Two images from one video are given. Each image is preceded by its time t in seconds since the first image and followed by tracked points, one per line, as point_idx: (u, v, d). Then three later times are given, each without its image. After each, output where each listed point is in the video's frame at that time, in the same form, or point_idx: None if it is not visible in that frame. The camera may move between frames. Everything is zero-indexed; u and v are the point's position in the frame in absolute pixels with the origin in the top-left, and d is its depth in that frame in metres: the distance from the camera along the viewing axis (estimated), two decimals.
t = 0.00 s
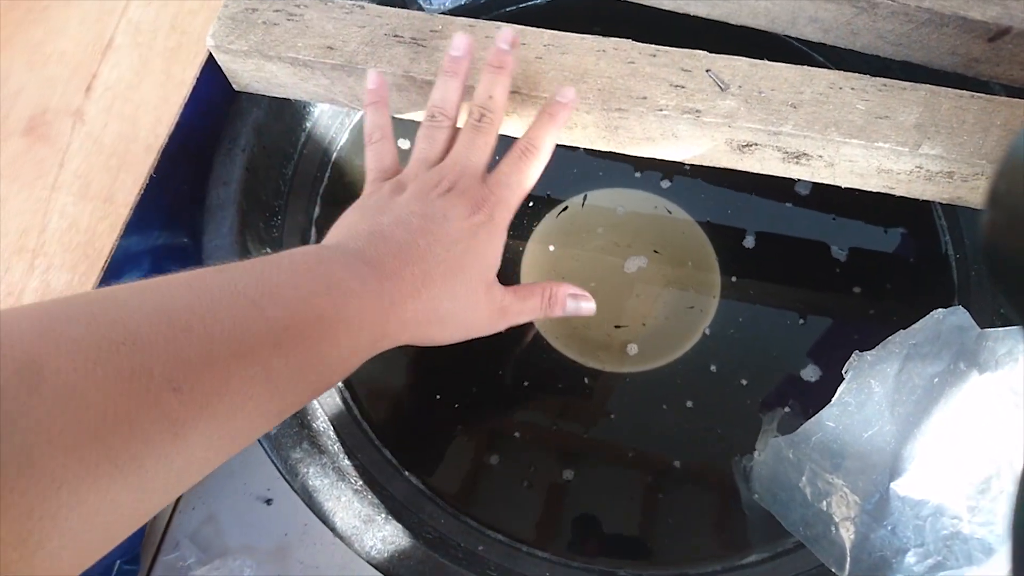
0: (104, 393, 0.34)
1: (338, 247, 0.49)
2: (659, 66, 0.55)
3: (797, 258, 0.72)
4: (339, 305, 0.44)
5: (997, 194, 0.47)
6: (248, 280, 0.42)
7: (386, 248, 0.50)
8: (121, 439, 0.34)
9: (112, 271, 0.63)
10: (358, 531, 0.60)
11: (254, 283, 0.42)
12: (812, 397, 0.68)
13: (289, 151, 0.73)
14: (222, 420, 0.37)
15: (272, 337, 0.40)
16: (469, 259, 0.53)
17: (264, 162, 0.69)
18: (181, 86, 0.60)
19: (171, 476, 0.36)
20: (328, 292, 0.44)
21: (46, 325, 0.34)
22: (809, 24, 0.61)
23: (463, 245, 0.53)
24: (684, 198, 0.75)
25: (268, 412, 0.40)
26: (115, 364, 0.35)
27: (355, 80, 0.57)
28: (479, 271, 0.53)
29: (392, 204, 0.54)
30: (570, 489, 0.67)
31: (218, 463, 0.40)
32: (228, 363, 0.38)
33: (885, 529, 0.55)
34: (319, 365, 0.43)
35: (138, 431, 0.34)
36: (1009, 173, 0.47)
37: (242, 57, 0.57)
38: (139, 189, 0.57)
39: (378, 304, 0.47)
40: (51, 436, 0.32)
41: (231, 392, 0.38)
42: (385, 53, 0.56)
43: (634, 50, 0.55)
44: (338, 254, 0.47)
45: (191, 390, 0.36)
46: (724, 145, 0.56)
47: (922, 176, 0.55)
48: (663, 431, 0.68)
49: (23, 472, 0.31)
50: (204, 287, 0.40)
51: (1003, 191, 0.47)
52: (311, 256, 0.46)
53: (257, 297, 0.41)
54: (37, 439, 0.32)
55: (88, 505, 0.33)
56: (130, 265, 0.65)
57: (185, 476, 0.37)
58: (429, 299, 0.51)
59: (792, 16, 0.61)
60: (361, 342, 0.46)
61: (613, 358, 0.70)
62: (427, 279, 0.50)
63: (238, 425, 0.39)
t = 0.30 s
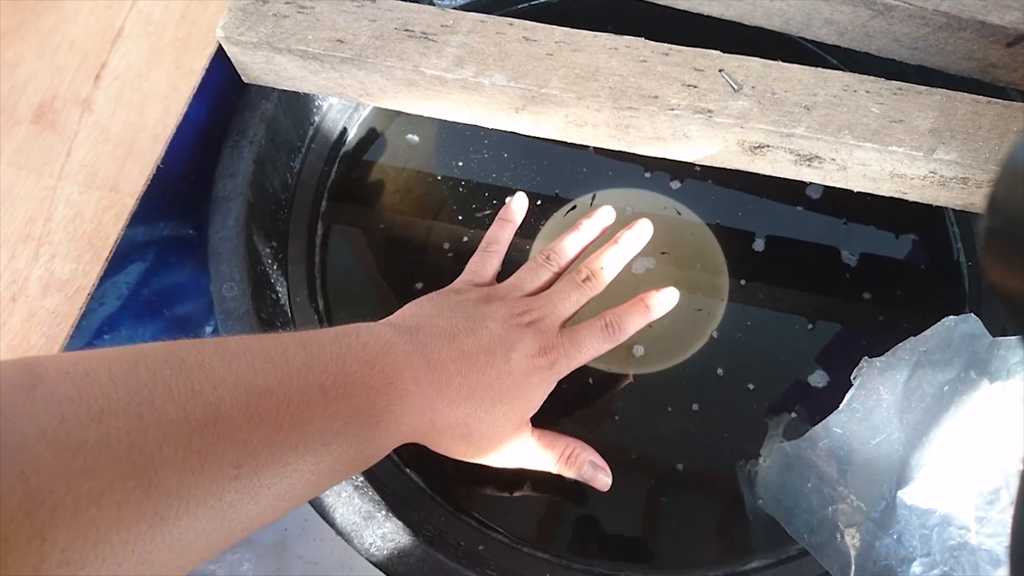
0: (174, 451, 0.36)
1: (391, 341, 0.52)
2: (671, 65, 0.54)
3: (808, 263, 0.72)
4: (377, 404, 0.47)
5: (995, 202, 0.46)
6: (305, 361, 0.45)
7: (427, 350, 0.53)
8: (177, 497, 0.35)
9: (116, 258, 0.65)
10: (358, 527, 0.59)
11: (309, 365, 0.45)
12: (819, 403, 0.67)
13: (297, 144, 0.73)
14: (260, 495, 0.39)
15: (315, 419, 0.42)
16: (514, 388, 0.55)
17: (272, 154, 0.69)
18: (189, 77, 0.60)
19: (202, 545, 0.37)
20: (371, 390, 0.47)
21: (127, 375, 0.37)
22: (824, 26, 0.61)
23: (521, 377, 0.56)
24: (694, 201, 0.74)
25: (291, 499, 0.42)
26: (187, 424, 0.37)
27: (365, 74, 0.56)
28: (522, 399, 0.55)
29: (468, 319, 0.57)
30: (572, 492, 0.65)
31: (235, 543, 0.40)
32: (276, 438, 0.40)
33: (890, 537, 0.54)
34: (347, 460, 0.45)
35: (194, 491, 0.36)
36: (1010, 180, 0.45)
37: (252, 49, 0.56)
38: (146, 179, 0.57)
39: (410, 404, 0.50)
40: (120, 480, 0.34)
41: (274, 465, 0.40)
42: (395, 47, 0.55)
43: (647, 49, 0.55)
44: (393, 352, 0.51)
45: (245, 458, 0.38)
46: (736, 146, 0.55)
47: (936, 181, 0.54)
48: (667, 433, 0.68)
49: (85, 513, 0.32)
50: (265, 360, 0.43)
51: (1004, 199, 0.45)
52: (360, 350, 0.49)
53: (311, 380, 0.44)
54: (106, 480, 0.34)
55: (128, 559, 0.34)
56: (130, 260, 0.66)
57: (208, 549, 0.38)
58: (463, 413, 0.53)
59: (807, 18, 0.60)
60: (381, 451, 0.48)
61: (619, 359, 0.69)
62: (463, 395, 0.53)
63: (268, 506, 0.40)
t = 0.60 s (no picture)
0: (141, 414, 0.35)
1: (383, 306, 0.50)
2: (675, 66, 0.54)
3: (811, 266, 0.71)
4: (365, 364, 0.46)
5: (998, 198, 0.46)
6: (291, 319, 0.43)
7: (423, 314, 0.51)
8: (144, 463, 0.35)
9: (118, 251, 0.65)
10: (355, 524, 0.61)
11: (292, 321, 0.43)
12: (820, 408, 0.67)
13: (301, 141, 0.73)
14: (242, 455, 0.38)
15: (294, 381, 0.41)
16: (520, 338, 0.53)
17: (276, 150, 0.69)
18: (194, 72, 0.60)
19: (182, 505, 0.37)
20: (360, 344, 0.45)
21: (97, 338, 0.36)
22: (830, 29, 0.60)
23: (526, 328, 0.53)
24: (697, 202, 0.74)
25: (278, 458, 0.41)
26: (153, 387, 0.36)
27: (369, 71, 0.56)
28: (526, 345, 0.53)
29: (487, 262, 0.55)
30: (570, 490, 0.66)
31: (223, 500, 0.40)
32: (255, 399, 0.39)
33: (889, 543, 0.54)
34: (341, 419, 0.43)
35: (158, 456, 0.35)
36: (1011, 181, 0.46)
37: (257, 45, 0.56)
38: (149, 172, 0.57)
39: (402, 364, 0.48)
40: (84, 449, 0.33)
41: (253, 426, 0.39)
42: (400, 45, 0.55)
43: (652, 50, 0.55)
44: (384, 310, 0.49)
45: (215, 424, 0.37)
46: (740, 148, 0.55)
47: (940, 186, 0.54)
48: (668, 435, 0.68)
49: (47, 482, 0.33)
50: (246, 318, 0.42)
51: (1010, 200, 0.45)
52: (344, 310, 0.48)
53: (295, 338, 0.42)
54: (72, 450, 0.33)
55: (94, 518, 0.34)
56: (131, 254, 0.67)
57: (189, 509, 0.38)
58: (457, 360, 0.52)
59: (813, 21, 0.60)
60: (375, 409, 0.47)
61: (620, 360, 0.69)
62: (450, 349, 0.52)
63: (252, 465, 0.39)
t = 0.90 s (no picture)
0: (47, 292, 0.34)
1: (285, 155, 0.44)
2: (676, 65, 0.54)
3: (811, 266, 0.72)
4: (273, 213, 0.41)
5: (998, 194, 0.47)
6: (200, 181, 0.40)
7: (326, 169, 0.44)
8: (67, 339, 0.34)
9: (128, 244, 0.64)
10: (354, 518, 0.59)
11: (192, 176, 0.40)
12: (819, 408, 0.67)
13: (303, 137, 0.73)
14: (170, 334, 0.36)
15: (203, 238, 0.38)
16: (433, 138, 0.49)
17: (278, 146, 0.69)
18: (198, 67, 0.60)
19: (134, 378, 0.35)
20: (266, 185, 0.41)
21: None
22: (831, 29, 0.60)
23: (439, 122, 0.49)
24: (698, 202, 0.74)
25: (236, 316, 0.39)
26: (54, 259, 0.34)
27: (372, 68, 0.57)
28: (446, 152, 0.49)
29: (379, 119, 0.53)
30: (570, 487, 0.67)
31: (193, 377, 0.38)
32: (165, 257, 0.37)
33: (885, 542, 0.54)
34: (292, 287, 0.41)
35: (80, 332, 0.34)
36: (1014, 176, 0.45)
37: (260, 41, 0.57)
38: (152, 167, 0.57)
39: (309, 203, 0.42)
40: None
41: (177, 289, 0.37)
42: (402, 42, 0.55)
43: (653, 49, 0.55)
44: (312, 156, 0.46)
45: (126, 289, 0.36)
46: (740, 148, 0.55)
47: (940, 187, 0.54)
48: (666, 433, 0.68)
49: None
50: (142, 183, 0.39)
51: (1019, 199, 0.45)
52: (237, 172, 0.41)
53: (196, 200, 0.39)
54: None
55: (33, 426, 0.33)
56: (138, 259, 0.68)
57: (155, 385, 0.37)
58: (407, 201, 0.47)
59: (814, 21, 0.60)
60: (306, 262, 0.41)
61: (621, 358, 0.70)
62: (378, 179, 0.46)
63: (196, 337, 0.37)
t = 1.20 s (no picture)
0: (68, 309, 0.33)
1: (295, 169, 0.45)
2: (681, 67, 0.54)
3: (816, 269, 0.72)
4: (282, 226, 0.41)
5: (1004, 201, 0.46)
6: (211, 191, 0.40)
7: (337, 188, 0.45)
8: (89, 360, 0.33)
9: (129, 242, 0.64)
10: (356, 518, 0.59)
11: (209, 190, 0.40)
12: (821, 411, 0.67)
13: (307, 137, 0.73)
14: (182, 348, 0.36)
15: (217, 254, 0.38)
16: (439, 156, 0.50)
17: (282, 146, 0.69)
18: (203, 67, 0.60)
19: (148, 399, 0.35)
20: (282, 204, 0.41)
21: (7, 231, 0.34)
22: (836, 32, 0.60)
23: (444, 141, 0.50)
24: (702, 204, 0.74)
25: (244, 333, 0.39)
26: (76, 279, 0.34)
27: (377, 69, 0.57)
28: (451, 173, 0.51)
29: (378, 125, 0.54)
30: (571, 489, 0.66)
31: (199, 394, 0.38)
32: (185, 278, 0.37)
33: (887, 546, 0.54)
34: (299, 297, 0.42)
35: (102, 353, 0.34)
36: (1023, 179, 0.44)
37: (265, 40, 0.57)
38: (157, 167, 0.57)
39: (323, 224, 0.42)
40: (25, 358, 0.32)
41: (194, 311, 0.37)
42: (407, 43, 0.55)
43: (658, 51, 0.55)
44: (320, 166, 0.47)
45: (147, 312, 0.35)
46: (744, 151, 0.55)
47: (945, 191, 0.54)
48: (668, 435, 0.68)
49: (4, 400, 0.31)
50: (158, 197, 0.39)
51: None
52: (251, 188, 0.41)
53: (209, 213, 0.39)
54: (11, 363, 0.31)
55: (51, 443, 0.32)
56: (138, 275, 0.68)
57: (164, 404, 0.36)
58: (408, 221, 0.48)
59: (819, 24, 0.60)
60: (312, 282, 0.42)
61: (623, 359, 0.70)
62: (385, 200, 0.47)
63: (207, 351, 0.37)
